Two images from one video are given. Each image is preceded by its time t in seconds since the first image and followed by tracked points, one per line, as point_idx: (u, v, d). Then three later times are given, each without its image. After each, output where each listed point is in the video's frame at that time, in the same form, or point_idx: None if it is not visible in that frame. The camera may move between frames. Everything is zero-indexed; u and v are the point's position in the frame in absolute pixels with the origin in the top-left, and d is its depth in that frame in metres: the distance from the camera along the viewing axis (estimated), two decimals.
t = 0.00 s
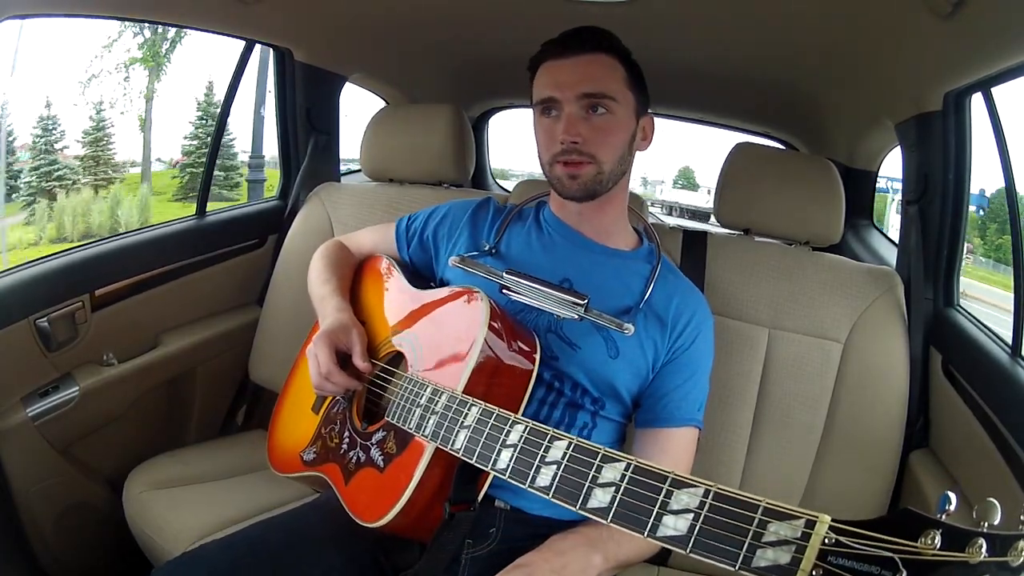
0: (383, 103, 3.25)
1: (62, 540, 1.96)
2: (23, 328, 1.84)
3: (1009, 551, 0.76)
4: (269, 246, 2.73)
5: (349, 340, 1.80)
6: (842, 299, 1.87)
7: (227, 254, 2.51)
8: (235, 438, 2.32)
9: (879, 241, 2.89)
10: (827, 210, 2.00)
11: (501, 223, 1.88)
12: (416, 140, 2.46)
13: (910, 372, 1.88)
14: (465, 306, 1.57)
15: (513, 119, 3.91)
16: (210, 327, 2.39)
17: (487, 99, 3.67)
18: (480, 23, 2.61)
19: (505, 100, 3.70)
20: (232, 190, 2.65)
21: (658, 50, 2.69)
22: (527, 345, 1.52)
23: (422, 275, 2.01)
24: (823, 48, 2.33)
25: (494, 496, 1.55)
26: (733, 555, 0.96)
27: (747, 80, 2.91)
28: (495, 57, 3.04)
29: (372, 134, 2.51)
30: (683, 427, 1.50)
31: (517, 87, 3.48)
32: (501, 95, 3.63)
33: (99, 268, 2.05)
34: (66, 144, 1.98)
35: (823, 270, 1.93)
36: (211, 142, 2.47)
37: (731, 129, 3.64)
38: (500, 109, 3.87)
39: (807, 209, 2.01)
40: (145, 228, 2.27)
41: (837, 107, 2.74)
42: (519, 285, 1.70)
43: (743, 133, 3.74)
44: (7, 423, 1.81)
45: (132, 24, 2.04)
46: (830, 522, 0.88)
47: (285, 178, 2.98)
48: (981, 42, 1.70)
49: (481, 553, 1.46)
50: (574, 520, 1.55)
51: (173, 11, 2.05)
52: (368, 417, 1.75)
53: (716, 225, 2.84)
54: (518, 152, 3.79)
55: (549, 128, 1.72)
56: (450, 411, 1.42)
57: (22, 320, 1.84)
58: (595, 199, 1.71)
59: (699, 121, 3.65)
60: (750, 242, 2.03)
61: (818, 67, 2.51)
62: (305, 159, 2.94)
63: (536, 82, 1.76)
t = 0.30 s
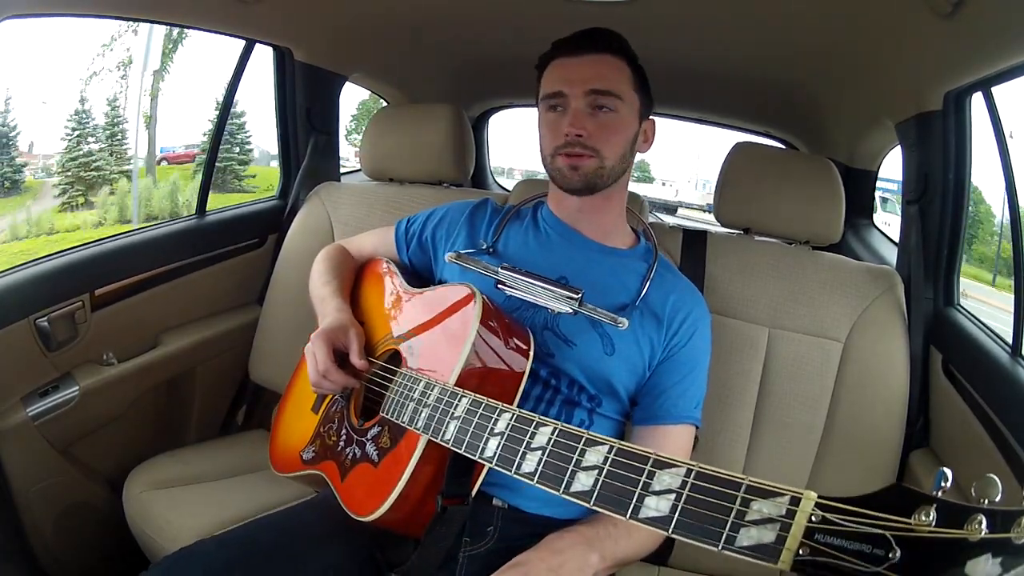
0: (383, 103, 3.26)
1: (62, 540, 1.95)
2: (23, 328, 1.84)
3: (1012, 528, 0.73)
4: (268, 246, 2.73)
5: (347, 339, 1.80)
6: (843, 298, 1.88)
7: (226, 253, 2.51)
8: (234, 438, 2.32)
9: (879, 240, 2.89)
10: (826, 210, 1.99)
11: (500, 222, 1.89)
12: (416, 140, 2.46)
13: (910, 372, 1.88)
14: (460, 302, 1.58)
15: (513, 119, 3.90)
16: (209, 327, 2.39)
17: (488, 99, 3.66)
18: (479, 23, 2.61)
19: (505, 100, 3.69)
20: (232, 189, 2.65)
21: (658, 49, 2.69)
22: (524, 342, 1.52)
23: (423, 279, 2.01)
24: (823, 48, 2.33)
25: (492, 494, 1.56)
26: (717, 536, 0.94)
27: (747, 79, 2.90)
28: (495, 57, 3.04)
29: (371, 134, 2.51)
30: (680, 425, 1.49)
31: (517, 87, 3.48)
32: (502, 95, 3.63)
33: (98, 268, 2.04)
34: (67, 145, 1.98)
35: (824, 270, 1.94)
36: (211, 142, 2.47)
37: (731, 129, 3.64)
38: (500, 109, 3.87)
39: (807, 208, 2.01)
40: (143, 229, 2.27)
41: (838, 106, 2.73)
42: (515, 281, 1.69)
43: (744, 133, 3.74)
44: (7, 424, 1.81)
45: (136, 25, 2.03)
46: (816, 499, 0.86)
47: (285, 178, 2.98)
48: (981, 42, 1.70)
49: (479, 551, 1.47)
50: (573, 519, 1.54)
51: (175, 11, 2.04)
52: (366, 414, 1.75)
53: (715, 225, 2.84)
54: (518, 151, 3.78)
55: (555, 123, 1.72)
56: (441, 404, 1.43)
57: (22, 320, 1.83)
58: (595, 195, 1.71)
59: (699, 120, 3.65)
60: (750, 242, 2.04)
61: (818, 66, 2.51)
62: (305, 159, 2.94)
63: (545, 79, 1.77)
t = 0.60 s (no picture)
0: (383, 103, 3.26)
1: (62, 540, 1.95)
2: (23, 328, 1.84)
3: (1012, 510, 0.71)
4: (268, 246, 2.72)
5: (345, 340, 1.80)
6: (843, 298, 1.87)
7: (227, 253, 2.50)
8: (234, 438, 2.31)
9: (879, 240, 2.88)
10: (826, 211, 1.99)
11: (492, 225, 1.88)
12: (415, 140, 2.46)
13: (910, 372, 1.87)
14: (459, 299, 1.59)
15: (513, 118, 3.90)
16: (210, 327, 2.39)
17: (488, 99, 3.65)
18: (479, 22, 2.61)
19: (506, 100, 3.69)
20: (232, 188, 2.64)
21: (659, 50, 2.69)
22: (522, 342, 1.52)
23: (420, 282, 2.00)
24: (824, 48, 2.33)
25: (490, 495, 1.55)
26: (715, 522, 0.92)
27: (748, 79, 2.90)
28: (496, 56, 3.04)
29: (371, 134, 2.51)
30: (677, 421, 1.50)
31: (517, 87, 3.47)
32: (502, 94, 3.62)
33: (98, 269, 2.04)
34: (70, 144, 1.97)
35: (824, 270, 1.94)
36: (211, 141, 2.47)
37: (731, 129, 3.64)
38: (501, 109, 3.86)
39: (807, 207, 2.00)
40: (145, 228, 2.26)
41: (839, 107, 2.73)
42: (507, 287, 1.69)
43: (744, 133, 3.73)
44: (7, 423, 1.81)
45: (136, 23, 2.04)
46: (813, 482, 0.85)
47: (285, 178, 2.97)
48: (981, 42, 1.70)
49: (477, 553, 1.46)
50: (571, 519, 1.54)
51: (175, 10, 2.04)
52: (365, 414, 1.75)
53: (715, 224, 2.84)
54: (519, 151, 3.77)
55: (537, 123, 1.75)
56: (440, 400, 1.44)
57: (22, 319, 1.83)
58: (589, 188, 1.72)
59: (699, 120, 3.65)
60: (750, 243, 2.03)
61: (818, 66, 2.50)
62: (305, 158, 2.94)
63: (520, 82, 1.81)
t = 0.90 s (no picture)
0: (383, 103, 3.24)
1: (63, 541, 1.94)
2: (23, 328, 1.83)
3: (1015, 452, 0.69)
4: (269, 246, 2.71)
5: (344, 339, 1.82)
6: (843, 297, 1.88)
7: (228, 252, 2.49)
8: (235, 438, 2.30)
9: (880, 239, 2.88)
10: (827, 209, 1.99)
11: (486, 224, 1.90)
12: (416, 139, 2.45)
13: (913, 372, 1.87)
14: (456, 295, 1.61)
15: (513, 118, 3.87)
16: (211, 326, 2.38)
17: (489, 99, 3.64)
18: (479, 23, 2.61)
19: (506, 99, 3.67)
20: (232, 189, 2.62)
21: (659, 50, 2.68)
22: (516, 334, 1.53)
23: (415, 283, 2.00)
24: (827, 48, 2.32)
25: (492, 493, 1.53)
26: (718, 481, 0.93)
27: (750, 79, 2.88)
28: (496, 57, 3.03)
29: (371, 133, 2.49)
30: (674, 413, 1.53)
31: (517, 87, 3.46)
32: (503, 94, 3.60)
33: (98, 269, 2.03)
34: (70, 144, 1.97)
35: (825, 270, 1.94)
36: (210, 142, 2.46)
37: (732, 128, 3.63)
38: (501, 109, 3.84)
39: (805, 205, 2.00)
40: (145, 228, 2.25)
41: (840, 106, 2.71)
42: (499, 278, 1.70)
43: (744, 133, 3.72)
44: (7, 423, 1.80)
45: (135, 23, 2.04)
46: (813, 435, 0.86)
47: (285, 179, 2.96)
48: (982, 42, 1.69)
49: (480, 551, 1.48)
50: (572, 517, 1.55)
51: (175, 11, 2.03)
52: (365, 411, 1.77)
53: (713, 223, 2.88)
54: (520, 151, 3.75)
55: (514, 124, 1.77)
56: (439, 389, 1.47)
57: (22, 319, 1.83)
58: (569, 185, 1.72)
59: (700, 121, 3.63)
60: (751, 242, 2.04)
61: (820, 66, 2.49)
62: (305, 159, 2.92)
63: (499, 83, 1.82)
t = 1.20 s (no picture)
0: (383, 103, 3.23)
1: (63, 541, 1.93)
2: (23, 328, 1.82)
3: (1014, 453, 0.68)
4: (268, 246, 2.70)
5: (343, 339, 1.81)
6: (843, 297, 1.88)
7: (228, 253, 2.48)
8: (234, 438, 2.29)
9: (879, 239, 2.87)
10: (827, 209, 1.98)
11: (486, 224, 1.88)
12: (416, 140, 2.44)
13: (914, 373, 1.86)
14: (455, 294, 1.61)
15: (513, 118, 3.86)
16: (210, 326, 2.37)
17: (489, 99, 3.62)
18: (479, 24, 2.60)
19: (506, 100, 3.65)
20: (232, 188, 2.61)
21: (659, 50, 2.67)
22: (515, 335, 1.53)
23: (416, 283, 1.99)
24: (827, 48, 2.31)
25: (492, 493, 1.54)
26: (709, 482, 0.91)
27: (750, 80, 2.88)
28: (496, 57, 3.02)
29: (371, 134, 2.48)
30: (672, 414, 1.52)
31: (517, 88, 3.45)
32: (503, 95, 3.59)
33: (99, 269, 2.02)
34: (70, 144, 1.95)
35: (824, 271, 1.93)
36: (211, 141, 2.45)
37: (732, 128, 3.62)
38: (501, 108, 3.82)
39: (808, 205, 1.99)
40: (144, 229, 2.24)
41: (840, 106, 2.71)
42: (499, 279, 1.69)
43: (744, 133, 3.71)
44: (7, 423, 1.79)
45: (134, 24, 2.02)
46: (807, 436, 0.84)
47: (285, 180, 2.95)
48: (982, 43, 1.68)
49: (478, 551, 1.47)
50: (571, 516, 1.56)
51: (174, 11, 2.02)
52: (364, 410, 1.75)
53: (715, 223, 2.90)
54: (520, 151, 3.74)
55: (520, 120, 1.76)
56: (437, 389, 1.47)
57: (23, 319, 1.81)
58: (569, 185, 1.71)
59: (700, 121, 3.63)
60: (751, 243, 2.03)
61: (822, 66, 2.48)
62: (305, 159, 2.92)
63: (507, 80, 1.82)
